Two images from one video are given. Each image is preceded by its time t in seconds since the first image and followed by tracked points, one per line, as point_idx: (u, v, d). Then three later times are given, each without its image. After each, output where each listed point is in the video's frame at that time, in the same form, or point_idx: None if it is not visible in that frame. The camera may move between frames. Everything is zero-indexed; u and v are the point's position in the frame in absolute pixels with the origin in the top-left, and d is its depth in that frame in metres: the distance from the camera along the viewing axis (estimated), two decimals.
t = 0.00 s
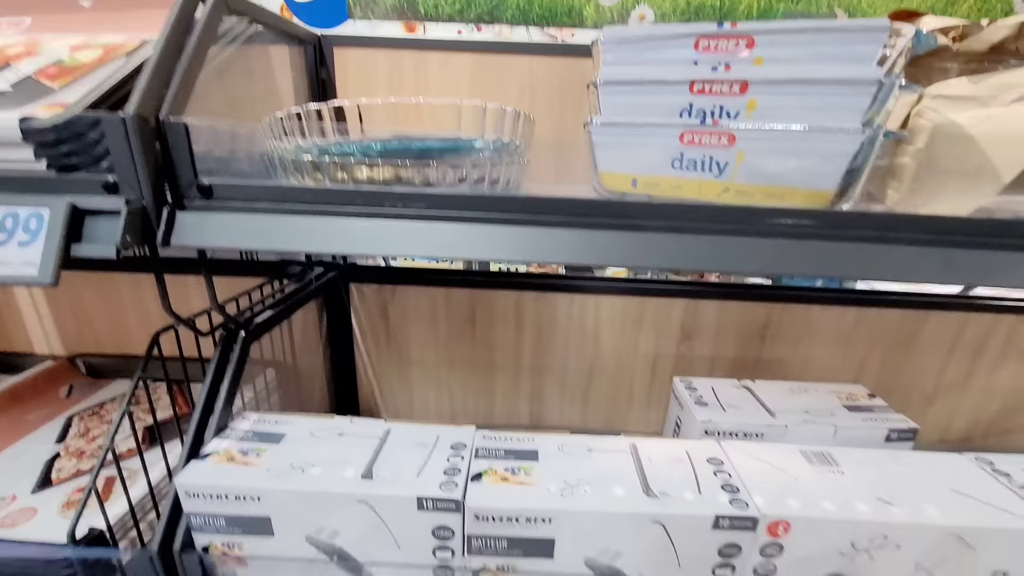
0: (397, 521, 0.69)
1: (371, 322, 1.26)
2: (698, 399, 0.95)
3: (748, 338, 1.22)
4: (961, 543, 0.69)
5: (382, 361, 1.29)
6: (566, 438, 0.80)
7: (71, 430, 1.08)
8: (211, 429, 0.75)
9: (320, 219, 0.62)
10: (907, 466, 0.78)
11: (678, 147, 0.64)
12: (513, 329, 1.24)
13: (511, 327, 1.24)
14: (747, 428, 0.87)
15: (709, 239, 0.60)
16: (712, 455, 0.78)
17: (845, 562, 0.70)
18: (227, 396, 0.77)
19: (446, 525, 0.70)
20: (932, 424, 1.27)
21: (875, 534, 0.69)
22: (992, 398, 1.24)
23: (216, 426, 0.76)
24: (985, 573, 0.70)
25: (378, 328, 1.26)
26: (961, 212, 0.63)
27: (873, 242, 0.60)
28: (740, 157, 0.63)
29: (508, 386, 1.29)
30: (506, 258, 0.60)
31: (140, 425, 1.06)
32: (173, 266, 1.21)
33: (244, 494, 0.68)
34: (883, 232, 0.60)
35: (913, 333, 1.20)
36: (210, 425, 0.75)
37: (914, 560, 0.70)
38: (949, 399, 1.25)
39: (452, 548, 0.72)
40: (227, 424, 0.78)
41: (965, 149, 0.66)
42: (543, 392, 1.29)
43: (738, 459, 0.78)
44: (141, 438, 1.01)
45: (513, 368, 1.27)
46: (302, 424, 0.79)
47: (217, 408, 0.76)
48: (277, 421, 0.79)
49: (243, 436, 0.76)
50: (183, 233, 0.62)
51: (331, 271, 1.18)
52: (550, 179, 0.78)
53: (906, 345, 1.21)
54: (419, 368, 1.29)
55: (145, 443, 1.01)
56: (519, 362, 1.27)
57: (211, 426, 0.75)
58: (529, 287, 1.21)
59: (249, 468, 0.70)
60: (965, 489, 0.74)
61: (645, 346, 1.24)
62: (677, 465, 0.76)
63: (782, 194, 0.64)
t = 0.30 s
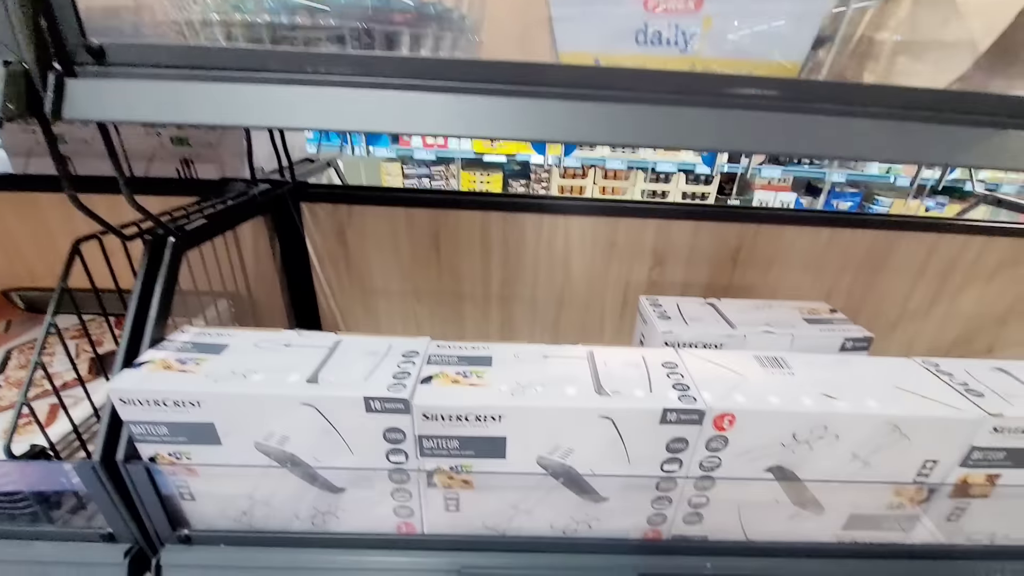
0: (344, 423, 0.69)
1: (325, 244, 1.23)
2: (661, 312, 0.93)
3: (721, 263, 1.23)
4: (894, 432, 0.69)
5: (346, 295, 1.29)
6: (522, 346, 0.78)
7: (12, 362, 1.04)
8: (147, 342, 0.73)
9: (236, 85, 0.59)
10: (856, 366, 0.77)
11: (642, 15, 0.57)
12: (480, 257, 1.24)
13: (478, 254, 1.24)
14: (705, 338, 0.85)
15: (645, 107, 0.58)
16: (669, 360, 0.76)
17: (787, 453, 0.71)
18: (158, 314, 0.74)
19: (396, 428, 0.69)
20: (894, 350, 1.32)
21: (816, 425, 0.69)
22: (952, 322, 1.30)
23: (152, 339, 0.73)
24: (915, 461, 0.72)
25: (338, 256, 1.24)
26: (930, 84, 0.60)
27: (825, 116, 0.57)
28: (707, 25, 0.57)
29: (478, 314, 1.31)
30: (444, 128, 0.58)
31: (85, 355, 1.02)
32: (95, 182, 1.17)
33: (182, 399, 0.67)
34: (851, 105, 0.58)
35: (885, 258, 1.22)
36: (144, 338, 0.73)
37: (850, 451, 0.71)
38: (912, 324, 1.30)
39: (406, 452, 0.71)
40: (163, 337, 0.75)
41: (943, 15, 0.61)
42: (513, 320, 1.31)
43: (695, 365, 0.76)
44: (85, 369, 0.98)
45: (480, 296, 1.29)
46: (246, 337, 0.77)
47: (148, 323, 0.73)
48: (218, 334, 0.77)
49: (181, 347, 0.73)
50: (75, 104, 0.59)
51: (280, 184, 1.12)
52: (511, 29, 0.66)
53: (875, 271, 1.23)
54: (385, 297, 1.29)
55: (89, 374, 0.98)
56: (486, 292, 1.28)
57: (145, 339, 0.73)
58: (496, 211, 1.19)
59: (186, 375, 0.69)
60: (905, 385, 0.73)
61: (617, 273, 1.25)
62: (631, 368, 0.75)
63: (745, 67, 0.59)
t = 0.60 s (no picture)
0: (291, 356, 0.67)
1: (278, 180, 1.21)
2: (627, 250, 0.94)
3: (692, 206, 1.24)
4: (853, 365, 0.69)
5: (300, 234, 1.27)
6: (482, 280, 0.77)
7: None
8: (77, 273, 0.69)
9: None
10: (820, 303, 0.77)
11: None
12: (444, 196, 1.22)
13: (442, 193, 1.22)
14: (671, 276, 0.86)
15: (627, 10, 0.51)
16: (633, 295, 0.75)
17: (748, 387, 0.71)
18: (87, 244, 0.71)
19: (348, 362, 0.67)
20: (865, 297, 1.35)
21: (777, 357, 0.68)
22: (922, 270, 1.32)
23: (82, 270, 0.70)
24: (873, 396, 0.72)
25: (292, 193, 1.22)
26: None
27: (796, 27, 0.53)
28: None
29: (444, 258, 1.29)
30: (379, 29, 0.51)
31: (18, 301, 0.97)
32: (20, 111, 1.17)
33: (114, 331, 0.64)
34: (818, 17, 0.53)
35: (854, 202, 1.24)
36: (74, 268, 0.69)
37: (810, 384, 0.71)
38: (882, 270, 1.32)
39: (360, 388, 0.69)
40: (95, 269, 0.72)
41: None
42: (481, 263, 1.29)
43: (659, 299, 0.75)
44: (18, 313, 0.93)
45: (442, 238, 1.27)
46: (187, 269, 0.75)
47: (77, 252, 0.70)
48: (156, 265, 0.75)
49: (114, 278, 0.71)
50: None
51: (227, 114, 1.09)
52: None
53: (845, 215, 1.25)
54: (345, 239, 1.27)
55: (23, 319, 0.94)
56: (450, 234, 1.27)
57: (75, 269, 0.69)
58: (461, 145, 1.17)
59: (117, 306, 0.66)
60: (867, 320, 0.74)
61: (587, 214, 1.24)
62: (593, 303, 0.73)
63: None
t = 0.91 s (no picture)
0: (263, 297, 0.64)
1: (249, 120, 1.17)
2: (616, 194, 0.94)
3: (682, 151, 1.22)
4: (849, 311, 0.67)
5: (279, 177, 1.24)
6: (464, 221, 0.75)
7: None
8: (33, 209, 0.68)
9: None
10: (815, 249, 0.74)
11: None
12: (425, 139, 1.19)
13: (423, 135, 1.19)
14: (661, 220, 0.86)
15: None
16: (621, 238, 0.73)
17: (740, 334, 0.69)
18: (43, 178, 0.69)
19: (325, 304, 0.64)
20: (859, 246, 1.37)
21: (770, 302, 0.66)
22: (914, 217, 1.34)
23: (39, 206, 0.68)
24: (866, 343, 0.70)
25: (264, 132, 1.19)
26: None
27: None
28: None
29: (425, 203, 1.28)
30: None
31: None
32: None
33: (76, 270, 0.61)
34: None
35: (848, 147, 1.23)
36: (30, 204, 0.68)
37: (803, 331, 0.69)
38: (875, 217, 1.34)
39: (337, 332, 0.67)
40: (54, 206, 0.70)
41: None
42: (464, 208, 1.29)
43: (647, 242, 0.73)
44: None
45: (426, 183, 1.25)
46: (152, 206, 0.73)
47: (33, 188, 0.68)
48: (118, 202, 0.73)
49: (74, 216, 0.69)
50: None
51: (190, 42, 1.03)
52: None
53: (838, 161, 1.25)
54: (323, 184, 1.25)
55: None
56: (433, 179, 1.25)
57: (31, 205, 0.68)
58: (440, 84, 1.13)
59: (78, 243, 0.63)
60: (862, 265, 0.72)
61: (573, 159, 1.23)
62: (579, 244, 0.71)
63: None
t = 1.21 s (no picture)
0: (266, 262, 0.63)
1: (251, 84, 1.15)
2: (623, 162, 0.93)
3: (689, 119, 1.20)
4: (861, 281, 0.66)
5: (280, 142, 1.23)
6: (469, 187, 0.74)
7: None
8: (36, 171, 0.67)
9: None
10: (828, 219, 0.73)
11: None
12: (427, 105, 1.17)
13: (426, 101, 1.17)
14: (669, 188, 0.85)
15: None
16: (629, 205, 0.72)
17: (749, 304, 0.68)
18: (45, 140, 0.68)
19: (328, 270, 0.63)
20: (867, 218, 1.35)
21: (781, 271, 0.65)
22: (925, 189, 1.32)
23: (41, 168, 0.68)
24: (877, 315, 0.69)
25: (266, 98, 1.17)
26: None
27: None
28: None
29: (428, 171, 1.26)
30: None
31: None
32: None
33: (78, 232, 0.60)
34: None
35: (860, 115, 1.21)
36: (33, 166, 0.67)
37: (814, 302, 0.67)
38: (886, 189, 1.32)
39: (340, 298, 0.66)
40: (56, 168, 0.69)
41: None
42: (467, 176, 1.27)
43: (655, 209, 0.72)
44: None
45: (429, 151, 1.23)
46: (155, 169, 0.72)
47: (36, 149, 0.67)
48: (121, 165, 0.72)
49: (76, 178, 0.68)
50: None
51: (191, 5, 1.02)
52: None
53: (850, 130, 1.23)
54: (325, 151, 1.23)
55: None
56: (436, 146, 1.23)
57: (34, 167, 0.67)
58: (445, 48, 1.10)
59: (80, 205, 0.62)
60: (875, 235, 0.70)
61: (579, 126, 1.21)
62: (586, 211, 0.70)
63: None
